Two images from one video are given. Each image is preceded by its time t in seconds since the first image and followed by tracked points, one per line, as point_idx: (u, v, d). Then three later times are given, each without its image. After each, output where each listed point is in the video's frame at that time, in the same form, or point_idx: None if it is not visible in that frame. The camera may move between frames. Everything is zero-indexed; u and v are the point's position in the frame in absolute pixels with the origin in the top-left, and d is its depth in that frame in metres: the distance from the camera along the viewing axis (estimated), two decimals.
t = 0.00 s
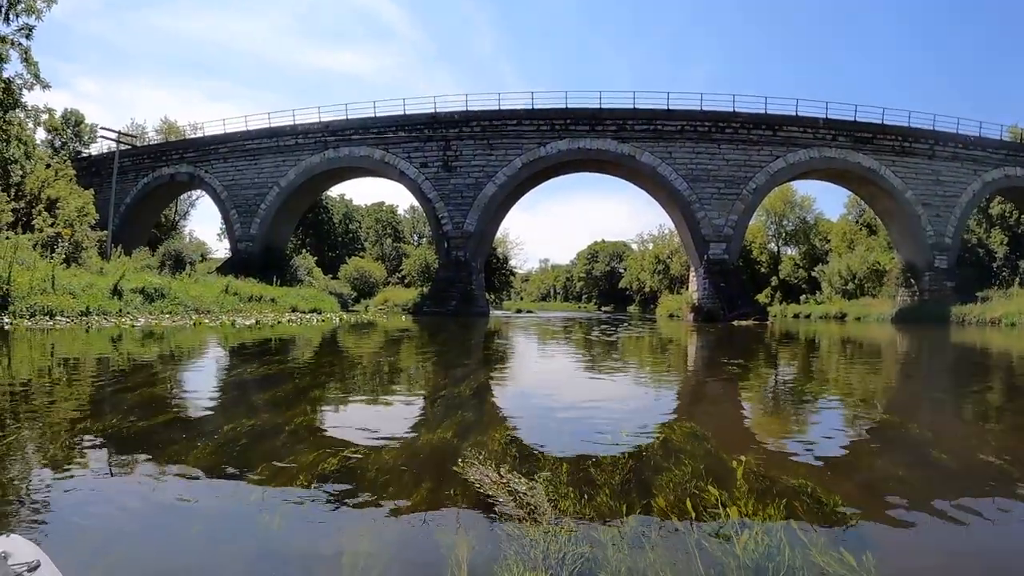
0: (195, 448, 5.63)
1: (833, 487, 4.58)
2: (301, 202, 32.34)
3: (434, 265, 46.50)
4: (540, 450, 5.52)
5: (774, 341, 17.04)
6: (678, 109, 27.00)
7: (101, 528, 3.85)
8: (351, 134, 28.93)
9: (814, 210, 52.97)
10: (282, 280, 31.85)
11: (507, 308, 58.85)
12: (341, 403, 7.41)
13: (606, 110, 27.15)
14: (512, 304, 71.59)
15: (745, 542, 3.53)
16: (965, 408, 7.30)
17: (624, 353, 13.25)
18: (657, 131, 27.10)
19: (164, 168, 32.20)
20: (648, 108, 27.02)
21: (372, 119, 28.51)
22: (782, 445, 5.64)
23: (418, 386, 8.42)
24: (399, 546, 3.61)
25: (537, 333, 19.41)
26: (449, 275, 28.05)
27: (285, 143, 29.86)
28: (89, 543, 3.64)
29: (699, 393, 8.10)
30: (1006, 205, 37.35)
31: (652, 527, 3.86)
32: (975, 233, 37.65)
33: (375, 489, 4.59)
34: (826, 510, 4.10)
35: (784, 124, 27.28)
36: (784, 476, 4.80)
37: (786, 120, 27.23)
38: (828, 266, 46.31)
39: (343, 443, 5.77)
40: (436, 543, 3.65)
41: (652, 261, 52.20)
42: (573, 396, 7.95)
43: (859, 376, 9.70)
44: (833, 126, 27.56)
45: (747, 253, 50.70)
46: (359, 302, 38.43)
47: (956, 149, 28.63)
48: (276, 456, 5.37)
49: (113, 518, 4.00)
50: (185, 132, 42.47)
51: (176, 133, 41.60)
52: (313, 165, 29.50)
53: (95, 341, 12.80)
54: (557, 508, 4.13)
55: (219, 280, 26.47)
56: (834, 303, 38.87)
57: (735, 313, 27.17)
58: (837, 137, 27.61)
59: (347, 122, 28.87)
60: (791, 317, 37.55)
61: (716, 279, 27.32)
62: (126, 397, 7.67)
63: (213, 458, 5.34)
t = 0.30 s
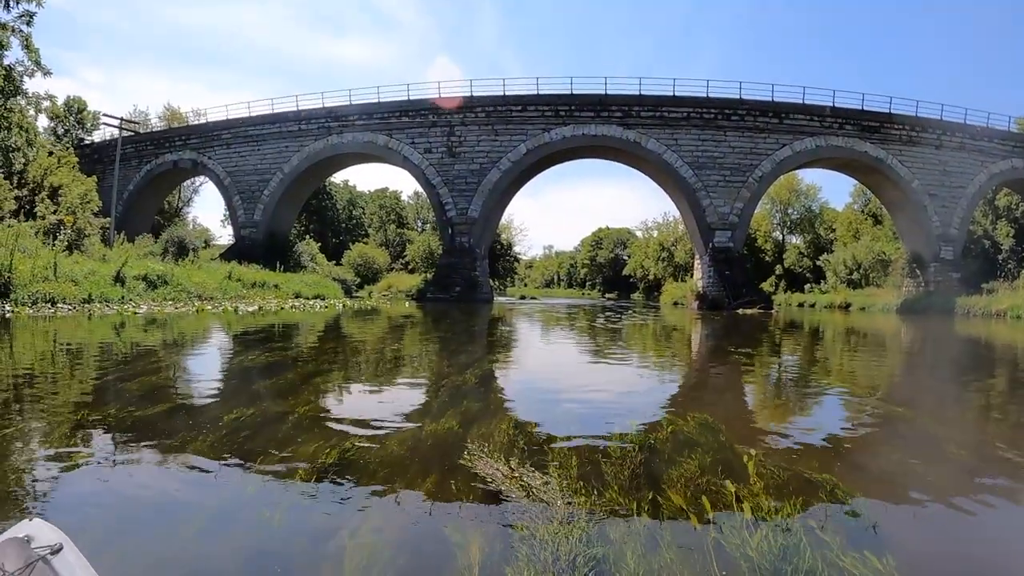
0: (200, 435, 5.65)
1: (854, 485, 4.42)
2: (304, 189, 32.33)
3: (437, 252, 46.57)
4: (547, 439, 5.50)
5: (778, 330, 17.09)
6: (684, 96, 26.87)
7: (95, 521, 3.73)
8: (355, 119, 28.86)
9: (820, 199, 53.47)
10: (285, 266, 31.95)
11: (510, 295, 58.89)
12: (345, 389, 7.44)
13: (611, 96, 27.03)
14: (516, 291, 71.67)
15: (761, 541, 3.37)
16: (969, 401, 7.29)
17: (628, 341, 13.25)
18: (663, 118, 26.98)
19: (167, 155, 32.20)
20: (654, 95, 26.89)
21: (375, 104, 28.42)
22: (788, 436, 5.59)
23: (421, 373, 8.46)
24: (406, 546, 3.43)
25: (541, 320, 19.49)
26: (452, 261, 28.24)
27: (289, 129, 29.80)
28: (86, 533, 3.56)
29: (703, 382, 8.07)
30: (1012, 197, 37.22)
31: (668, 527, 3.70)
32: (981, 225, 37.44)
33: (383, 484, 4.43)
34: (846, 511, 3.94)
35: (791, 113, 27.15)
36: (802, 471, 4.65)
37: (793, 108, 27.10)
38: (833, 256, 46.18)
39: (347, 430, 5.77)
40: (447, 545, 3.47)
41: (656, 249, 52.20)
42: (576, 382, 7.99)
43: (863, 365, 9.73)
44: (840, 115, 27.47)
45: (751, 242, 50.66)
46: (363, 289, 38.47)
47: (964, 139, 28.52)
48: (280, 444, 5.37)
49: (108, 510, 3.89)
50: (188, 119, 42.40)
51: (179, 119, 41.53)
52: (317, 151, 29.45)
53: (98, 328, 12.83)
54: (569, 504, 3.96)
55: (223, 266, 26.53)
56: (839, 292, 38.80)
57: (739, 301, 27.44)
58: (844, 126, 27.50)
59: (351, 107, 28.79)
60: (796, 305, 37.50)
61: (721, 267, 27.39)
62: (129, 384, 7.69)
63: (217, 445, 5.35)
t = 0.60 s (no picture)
0: (199, 426, 5.69)
1: (865, 486, 4.32)
2: (303, 180, 32.29)
3: (438, 243, 46.56)
4: (549, 435, 5.48)
5: (779, 323, 17.10)
6: (686, 88, 26.79)
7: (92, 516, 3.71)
8: (356, 110, 28.80)
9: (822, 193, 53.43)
10: (285, 258, 31.99)
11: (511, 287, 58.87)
12: (345, 381, 7.47)
13: (613, 88, 26.97)
14: (516, 283, 71.59)
15: (772, 546, 3.27)
16: (970, 397, 7.29)
17: (628, 334, 13.26)
18: (664, 110, 26.92)
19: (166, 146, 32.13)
20: (655, 87, 26.82)
21: (375, 95, 28.36)
22: (787, 431, 5.60)
23: (421, 365, 8.50)
24: (408, 552, 3.34)
25: (541, 312, 19.47)
26: (453, 253, 28.21)
27: (289, 120, 29.74)
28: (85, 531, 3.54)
29: (702, 376, 8.07)
30: (1014, 193, 37.15)
31: (675, 529, 3.60)
32: (982, 221, 37.49)
33: (385, 483, 4.34)
34: (859, 516, 3.84)
35: (794, 106, 27.08)
36: (811, 471, 4.56)
37: (795, 102, 27.05)
38: (834, 250, 46.15)
39: (345, 422, 5.81)
40: (451, 551, 3.38)
41: (656, 242, 52.18)
42: (577, 375, 8.02)
43: (862, 360, 9.76)
44: (843, 108, 27.41)
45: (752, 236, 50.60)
46: (363, 280, 38.49)
47: (967, 134, 28.49)
48: (280, 436, 5.41)
49: (105, 505, 3.87)
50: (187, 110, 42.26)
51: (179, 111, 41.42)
52: (317, 143, 29.41)
53: (97, 320, 12.84)
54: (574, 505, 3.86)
55: (222, 258, 26.53)
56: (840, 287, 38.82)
57: (741, 295, 27.46)
58: (846, 120, 27.45)
59: (350, 98, 28.71)
60: (796, 300, 37.60)
61: (722, 261, 27.42)
62: (128, 376, 7.72)
63: (217, 436, 5.39)
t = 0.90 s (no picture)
0: (199, 419, 5.70)
1: (884, 489, 4.12)
2: (302, 172, 32.24)
3: (437, 235, 46.51)
4: (552, 426, 5.44)
5: (778, 314, 17.11)
6: (686, 79, 26.72)
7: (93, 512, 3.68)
8: (354, 102, 28.70)
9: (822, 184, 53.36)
10: (283, 250, 31.99)
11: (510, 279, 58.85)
12: (344, 373, 7.49)
13: (613, 79, 26.88)
14: (516, 275, 71.53)
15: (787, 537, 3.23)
16: (974, 388, 7.26)
17: (628, 325, 13.22)
18: (664, 101, 26.86)
19: (164, 139, 32.05)
20: (655, 77, 26.74)
21: (373, 87, 28.27)
22: (789, 423, 5.59)
23: (420, 357, 8.51)
24: (408, 565, 3.13)
25: (540, 303, 19.46)
26: (452, 244, 28.18)
27: (287, 112, 29.66)
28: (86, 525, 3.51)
29: (703, 367, 8.07)
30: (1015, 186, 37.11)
31: (688, 530, 3.37)
32: (983, 213, 37.46)
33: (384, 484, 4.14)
34: (882, 520, 3.62)
35: (794, 97, 27.03)
36: (827, 472, 4.37)
37: (795, 93, 26.99)
38: (834, 243, 46.13)
39: (346, 414, 5.82)
40: (456, 563, 3.16)
41: (656, 234, 52.15)
42: (577, 366, 8.02)
43: (862, 351, 9.79)
44: (844, 100, 27.33)
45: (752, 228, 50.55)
46: (362, 272, 38.48)
47: (967, 126, 28.46)
48: (281, 428, 5.43)
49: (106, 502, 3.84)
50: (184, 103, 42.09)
51: (176, 103, 41.22)
52: (315, 134, 29.34)
53: (93, 314, 12.82)
54: (584, 502, 3.64)
55: (220, 250, 26.50)
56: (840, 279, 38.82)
57: (741, 287, 27.49)
58: (847, 111, 27.40)
59: (349, 90, 28.63)
60: (796, 291, 37.61)
61: (722, 252, 27.42)
62: (127, 369, 7.72)
63: (217, 429, 5.40)
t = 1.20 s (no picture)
0: (199, 419, 5.70)
1: (901, 495, 4.01)
2: (301, 170, 32.20)
3: (437, 234, 46.49)
4: (553, 425, 5.43)
5: (778, 313, 17.12)
6: (687, 78, 26.72)
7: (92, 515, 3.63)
8: (354, 100, 28.66)
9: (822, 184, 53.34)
10: (282, 248, 31.97)
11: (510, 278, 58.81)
12: (344, 372, 7.50)
13: (613, 77, 26.87)
14: (515, 274, 71.43)
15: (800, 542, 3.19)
16: (975, 389, 7.24)
17: (629, 325, 13.19)
18: (665, 100, 26.87)
19: (163, 137, 32.02)
20: (656, 76, 26.73)
21: (373, 85, 28.27)
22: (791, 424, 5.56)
23: (420, 356, 8.53)
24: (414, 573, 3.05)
25: (540, 303, 19.45)
26: (452, 244, 28.16)
27: (286, 110, 29.63)
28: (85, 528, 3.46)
29: (704, 367, 8.06)
30: (1016, 186, 37.09)
31: (703, 541, 3.24)
32: (983, 213, 37.45)
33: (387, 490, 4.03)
34: (900, 528, 3.52)
35: (795, 96, 27.03)
36: (842, 480, 4.26)
37: (796, 92, 26.99)
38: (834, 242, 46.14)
39: (346, 413, 5.83)
40: (465, 570, 3.09)
41: (656, 233, 52.14)
42: (577, 365, 8.03)
43: (862, 351, 9.80)
44: (845, 99, 27.34)
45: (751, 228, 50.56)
46: (362, 271, 38.48)
47: (968, 126, 28.46)
48: (280, 428, 5.43)
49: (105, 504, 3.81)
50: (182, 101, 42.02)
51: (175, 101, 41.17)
52: (314, 133, 29.30)
53: (91, 313, 12.83)
54: (595, 514, 3.53)
55: (219, 249, 26.48)
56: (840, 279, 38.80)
57: (741, 286, 27.53)
58: (848, 111, 27.40)
59: (348, 88, 28.61)
60: (796, 291, 37.64)
61: (723, 252, 27.42)
62: (126, 369, 7.73)
63: (217, 429, 5.40)
